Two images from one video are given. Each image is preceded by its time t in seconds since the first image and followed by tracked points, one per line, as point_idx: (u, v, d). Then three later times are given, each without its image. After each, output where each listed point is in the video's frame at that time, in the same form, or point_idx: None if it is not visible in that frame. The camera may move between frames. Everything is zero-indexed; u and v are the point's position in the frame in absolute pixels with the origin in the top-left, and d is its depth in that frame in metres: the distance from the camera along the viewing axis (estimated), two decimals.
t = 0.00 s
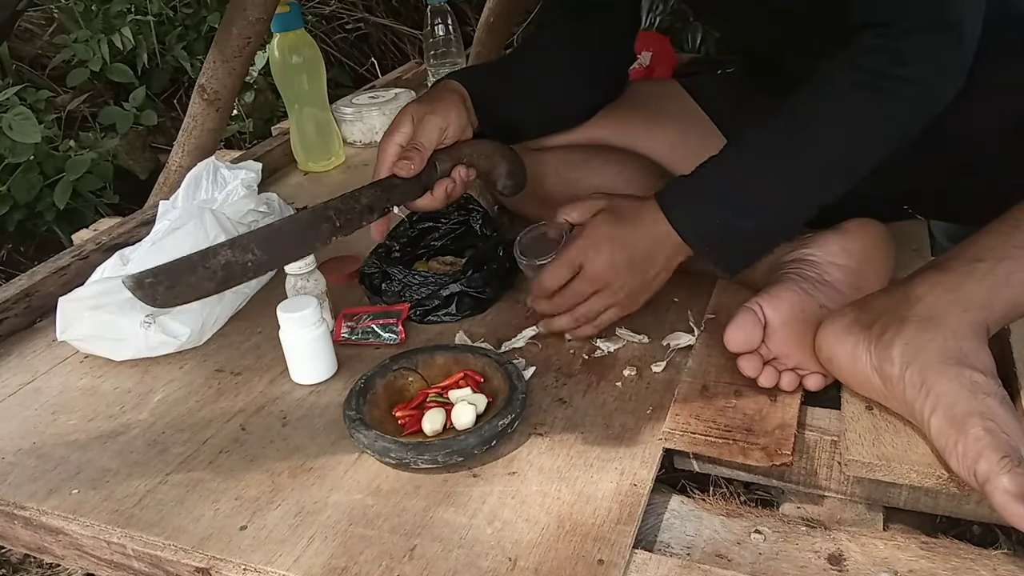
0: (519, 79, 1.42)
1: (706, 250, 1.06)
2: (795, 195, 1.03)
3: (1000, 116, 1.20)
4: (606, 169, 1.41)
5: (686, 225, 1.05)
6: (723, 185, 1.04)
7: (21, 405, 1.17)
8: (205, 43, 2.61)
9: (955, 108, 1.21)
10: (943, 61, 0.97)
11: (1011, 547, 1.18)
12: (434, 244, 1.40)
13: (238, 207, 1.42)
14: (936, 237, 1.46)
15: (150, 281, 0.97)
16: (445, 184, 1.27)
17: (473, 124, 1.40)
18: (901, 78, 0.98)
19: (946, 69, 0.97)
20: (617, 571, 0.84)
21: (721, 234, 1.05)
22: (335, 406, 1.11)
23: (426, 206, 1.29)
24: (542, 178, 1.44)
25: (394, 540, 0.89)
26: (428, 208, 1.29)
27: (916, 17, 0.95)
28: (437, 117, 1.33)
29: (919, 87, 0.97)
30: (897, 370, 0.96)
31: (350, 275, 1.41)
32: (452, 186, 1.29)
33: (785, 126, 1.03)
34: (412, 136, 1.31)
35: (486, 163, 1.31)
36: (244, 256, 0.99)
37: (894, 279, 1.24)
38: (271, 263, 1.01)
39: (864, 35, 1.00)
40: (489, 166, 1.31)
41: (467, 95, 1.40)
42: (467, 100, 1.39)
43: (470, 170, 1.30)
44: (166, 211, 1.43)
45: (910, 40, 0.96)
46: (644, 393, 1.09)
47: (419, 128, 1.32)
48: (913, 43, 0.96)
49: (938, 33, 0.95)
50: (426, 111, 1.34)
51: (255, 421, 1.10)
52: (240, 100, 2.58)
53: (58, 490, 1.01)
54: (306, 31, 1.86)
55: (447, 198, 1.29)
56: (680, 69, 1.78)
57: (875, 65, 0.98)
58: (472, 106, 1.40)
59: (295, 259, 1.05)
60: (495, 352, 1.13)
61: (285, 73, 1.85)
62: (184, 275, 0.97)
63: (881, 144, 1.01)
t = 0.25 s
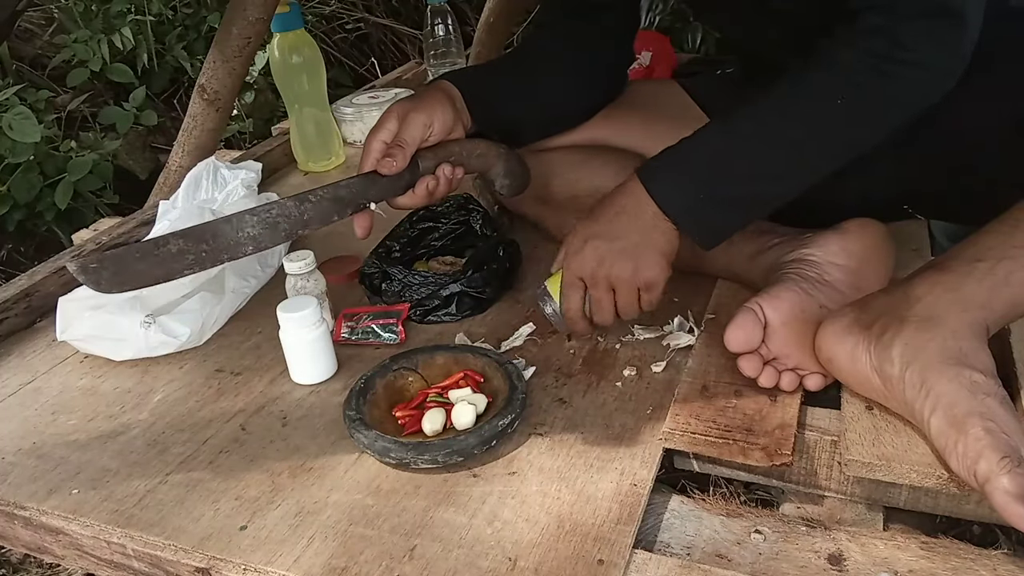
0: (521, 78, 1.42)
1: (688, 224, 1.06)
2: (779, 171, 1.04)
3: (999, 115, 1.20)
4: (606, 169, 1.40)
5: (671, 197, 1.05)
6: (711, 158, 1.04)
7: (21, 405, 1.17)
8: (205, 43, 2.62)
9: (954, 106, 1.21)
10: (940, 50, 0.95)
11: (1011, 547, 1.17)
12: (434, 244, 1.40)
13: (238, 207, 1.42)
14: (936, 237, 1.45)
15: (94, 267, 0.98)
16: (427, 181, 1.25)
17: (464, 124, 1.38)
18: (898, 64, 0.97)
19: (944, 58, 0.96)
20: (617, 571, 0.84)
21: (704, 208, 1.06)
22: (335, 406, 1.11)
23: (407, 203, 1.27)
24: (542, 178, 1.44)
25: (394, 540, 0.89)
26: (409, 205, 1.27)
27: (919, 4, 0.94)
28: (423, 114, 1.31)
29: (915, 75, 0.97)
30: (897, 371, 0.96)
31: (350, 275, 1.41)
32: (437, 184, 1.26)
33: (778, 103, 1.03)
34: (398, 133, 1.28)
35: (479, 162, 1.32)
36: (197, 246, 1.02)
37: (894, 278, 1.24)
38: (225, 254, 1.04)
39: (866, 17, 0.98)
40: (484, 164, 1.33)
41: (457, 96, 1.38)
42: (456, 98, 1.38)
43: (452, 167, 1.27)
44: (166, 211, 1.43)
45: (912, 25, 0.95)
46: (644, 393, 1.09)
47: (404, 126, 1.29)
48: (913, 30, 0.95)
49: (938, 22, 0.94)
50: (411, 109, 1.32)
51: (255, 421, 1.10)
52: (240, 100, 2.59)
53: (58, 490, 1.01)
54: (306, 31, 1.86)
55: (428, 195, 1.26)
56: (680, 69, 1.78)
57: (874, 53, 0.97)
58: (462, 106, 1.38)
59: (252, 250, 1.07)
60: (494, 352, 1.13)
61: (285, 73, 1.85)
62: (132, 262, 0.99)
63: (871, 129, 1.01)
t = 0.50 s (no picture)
0: (521, 78, 1.42)
1: (652, 228, 1.06)
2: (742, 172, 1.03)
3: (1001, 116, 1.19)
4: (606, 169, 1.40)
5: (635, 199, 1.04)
6: (676, 160, 1.03)
7: (21, 405, 1.17)
8: (205, 43, 2.62)
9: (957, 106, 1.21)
10: (904, 55, 0.94)
11: (1011, 548, 1.17)
12: (434, 244, 1.40)
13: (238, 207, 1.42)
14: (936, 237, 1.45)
15: (84, 252, 0.97)
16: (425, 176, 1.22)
17: (464, 121, 1.38)
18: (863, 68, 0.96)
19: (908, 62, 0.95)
20: (617, 571, 0.84)
21: (668, 210, 1.05)
22: (335, 406, 1.11)
23: (406, 198, 1.24)
24: (542, 178, 1.44)
25: (394, 540, 0.89)
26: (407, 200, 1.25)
27: (885, 8, 0.93)
28: (423, 111, 1.31)
29: (880, 79, 0.96)
30: (897, 371, 0.96)
31: (350, 275, 1.41)
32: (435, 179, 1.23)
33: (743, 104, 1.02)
34: (397, 129, 1.27)
35: (481, 158, 1.29)
36: (190, 235, 1.02)
37: (894, 279, 1.25)
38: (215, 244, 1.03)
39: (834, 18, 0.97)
40: (486, 162, 1.30)
41: (458, 95, 1.38)
42: (456, 96, 1.38)
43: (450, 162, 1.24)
44: (166, 211, 1.43)
45: (877, 31, 0.94)
46: (644, 393, 1.09)
47: (403, 121, 1.29)
48: (879, 35, 0.94)
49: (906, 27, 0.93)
50: (411, 105, 1.32)
51: (255, 421, 1.10)
52: (240, 100, 2.59)
53: (58, 490, 1.01)
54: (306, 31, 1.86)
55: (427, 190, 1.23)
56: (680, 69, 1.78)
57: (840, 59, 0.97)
58: (462, 103, 1.38)
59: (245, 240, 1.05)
60: (494, 352, 1.13)
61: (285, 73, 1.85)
62: (125, 249, 0.99)
63: (835, 131, 1.00)
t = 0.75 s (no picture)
0: (521, 77, 1.42)
1: (718, 238, 1.03)
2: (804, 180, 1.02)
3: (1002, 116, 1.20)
4: (605, 169, 1.40)
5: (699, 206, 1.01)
6: (739, 169, 1.02)
7: (21, 405, 1.17)
8: (205, 43, 2.62)
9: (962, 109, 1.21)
10: (956, 49, 0.96)
11: (1011, 548, 1.17)
12: (434, 244, 1.40)
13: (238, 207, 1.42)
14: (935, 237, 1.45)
15: (69, 233, 0.94)
16: (418, 172, 1.21)
17: (459, 120, 1.38)
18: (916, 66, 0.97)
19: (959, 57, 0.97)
20: (617, 571, 0.84)
21: (733, 221, 1.03)
22: (335, 406, 1.11)
23: (397, 194, 1.23)
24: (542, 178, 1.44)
25: (394, 540, 0.89)
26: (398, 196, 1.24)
27: (936, 5, 0.95)
28: (417, 107, 1.32)
29: (935, 72, 0.97)
30: (897, 371, 0.96)
31: (350, 275, 1.41)
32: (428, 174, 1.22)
33: (792, 109, 1.02)
34: (390, 125, 1.28)
35: (475, 158, 1.28)
36: (176, 220, 1.01)
37: (893, 279, 1.25)
38: (203, 230, 1.02)
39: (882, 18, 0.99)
40: (481, 161, 1.28)
41: (453, 92, 1.38)
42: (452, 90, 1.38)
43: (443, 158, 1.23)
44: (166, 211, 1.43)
45: (927, 25, 0.95)
46: (644, 393, 1.09)
47: (397, 116, 1.30)
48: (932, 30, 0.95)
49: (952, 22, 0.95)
50: (405, 99, 1.33)
51: (255, 421, 1.10)
52: (240, 100, 2.58)
53: (58, 490, 1.01)
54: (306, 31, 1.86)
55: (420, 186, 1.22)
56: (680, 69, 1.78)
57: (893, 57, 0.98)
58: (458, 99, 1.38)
59: (232, 227, 1.04)
60: (495, 352, 1.13)
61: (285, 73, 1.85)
62: (110, 232, 0.97)
63: (893, 129, 1.01)
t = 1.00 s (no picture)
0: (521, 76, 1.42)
1: (754, 251, 1.02)
2: (835, 190, 1.02)
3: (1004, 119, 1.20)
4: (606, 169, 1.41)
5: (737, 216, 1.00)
6: (773, 181, 1.00)
7: (21, 405, 1.17)
8: (205, 43, 2.62)
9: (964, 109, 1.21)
10: (975, 48, 0.99)
11: (1011, 548, 1.17)
12: (434, 244, 1.40)
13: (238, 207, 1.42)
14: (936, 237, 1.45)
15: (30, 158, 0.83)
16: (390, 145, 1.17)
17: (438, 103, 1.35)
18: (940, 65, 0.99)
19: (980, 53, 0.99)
20: (617, 571, 0.84)
21: (769, 233, 1.02)
22: (335, 406, 1.11)
23: (367, 167, 1.19)
24: (542, 178, 1.44)
25: (394, 540, 0.89)
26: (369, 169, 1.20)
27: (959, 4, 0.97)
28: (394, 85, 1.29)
29: (959, 71, 0.99)
30: (897, 371, 0.96)
31: (350, 275, 1.41)
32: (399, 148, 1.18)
33: (820, 119, 1.01)
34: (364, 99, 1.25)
35: (453, 142, 1.25)
36: (138, 159, 0.87)
37: (893, 278, 1.25)
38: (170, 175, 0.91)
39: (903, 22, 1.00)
40: (458, 146, 1.25)
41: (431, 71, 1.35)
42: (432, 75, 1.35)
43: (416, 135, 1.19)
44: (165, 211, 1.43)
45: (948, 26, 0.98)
46: (644, 393, 1.09)
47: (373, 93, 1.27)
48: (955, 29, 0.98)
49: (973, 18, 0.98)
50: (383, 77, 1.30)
51: (255, 421, 1.10)
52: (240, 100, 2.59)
53: (58, 490, 1.01)
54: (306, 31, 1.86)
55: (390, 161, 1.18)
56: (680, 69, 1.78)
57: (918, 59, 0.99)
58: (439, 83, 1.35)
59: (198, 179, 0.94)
60: (495, 352, 1.13)
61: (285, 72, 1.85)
62: (70, 160, 0.83)
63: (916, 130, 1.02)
